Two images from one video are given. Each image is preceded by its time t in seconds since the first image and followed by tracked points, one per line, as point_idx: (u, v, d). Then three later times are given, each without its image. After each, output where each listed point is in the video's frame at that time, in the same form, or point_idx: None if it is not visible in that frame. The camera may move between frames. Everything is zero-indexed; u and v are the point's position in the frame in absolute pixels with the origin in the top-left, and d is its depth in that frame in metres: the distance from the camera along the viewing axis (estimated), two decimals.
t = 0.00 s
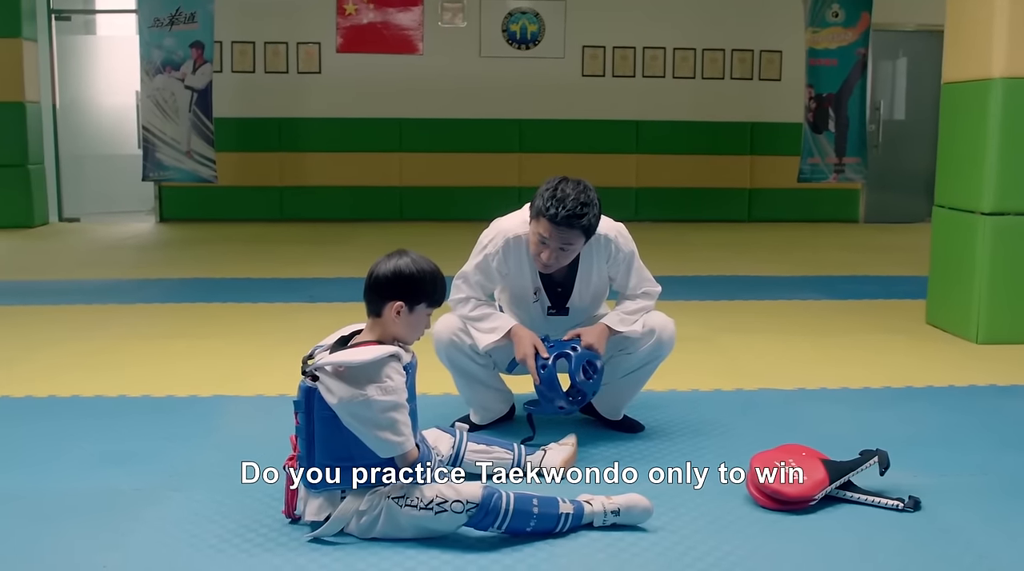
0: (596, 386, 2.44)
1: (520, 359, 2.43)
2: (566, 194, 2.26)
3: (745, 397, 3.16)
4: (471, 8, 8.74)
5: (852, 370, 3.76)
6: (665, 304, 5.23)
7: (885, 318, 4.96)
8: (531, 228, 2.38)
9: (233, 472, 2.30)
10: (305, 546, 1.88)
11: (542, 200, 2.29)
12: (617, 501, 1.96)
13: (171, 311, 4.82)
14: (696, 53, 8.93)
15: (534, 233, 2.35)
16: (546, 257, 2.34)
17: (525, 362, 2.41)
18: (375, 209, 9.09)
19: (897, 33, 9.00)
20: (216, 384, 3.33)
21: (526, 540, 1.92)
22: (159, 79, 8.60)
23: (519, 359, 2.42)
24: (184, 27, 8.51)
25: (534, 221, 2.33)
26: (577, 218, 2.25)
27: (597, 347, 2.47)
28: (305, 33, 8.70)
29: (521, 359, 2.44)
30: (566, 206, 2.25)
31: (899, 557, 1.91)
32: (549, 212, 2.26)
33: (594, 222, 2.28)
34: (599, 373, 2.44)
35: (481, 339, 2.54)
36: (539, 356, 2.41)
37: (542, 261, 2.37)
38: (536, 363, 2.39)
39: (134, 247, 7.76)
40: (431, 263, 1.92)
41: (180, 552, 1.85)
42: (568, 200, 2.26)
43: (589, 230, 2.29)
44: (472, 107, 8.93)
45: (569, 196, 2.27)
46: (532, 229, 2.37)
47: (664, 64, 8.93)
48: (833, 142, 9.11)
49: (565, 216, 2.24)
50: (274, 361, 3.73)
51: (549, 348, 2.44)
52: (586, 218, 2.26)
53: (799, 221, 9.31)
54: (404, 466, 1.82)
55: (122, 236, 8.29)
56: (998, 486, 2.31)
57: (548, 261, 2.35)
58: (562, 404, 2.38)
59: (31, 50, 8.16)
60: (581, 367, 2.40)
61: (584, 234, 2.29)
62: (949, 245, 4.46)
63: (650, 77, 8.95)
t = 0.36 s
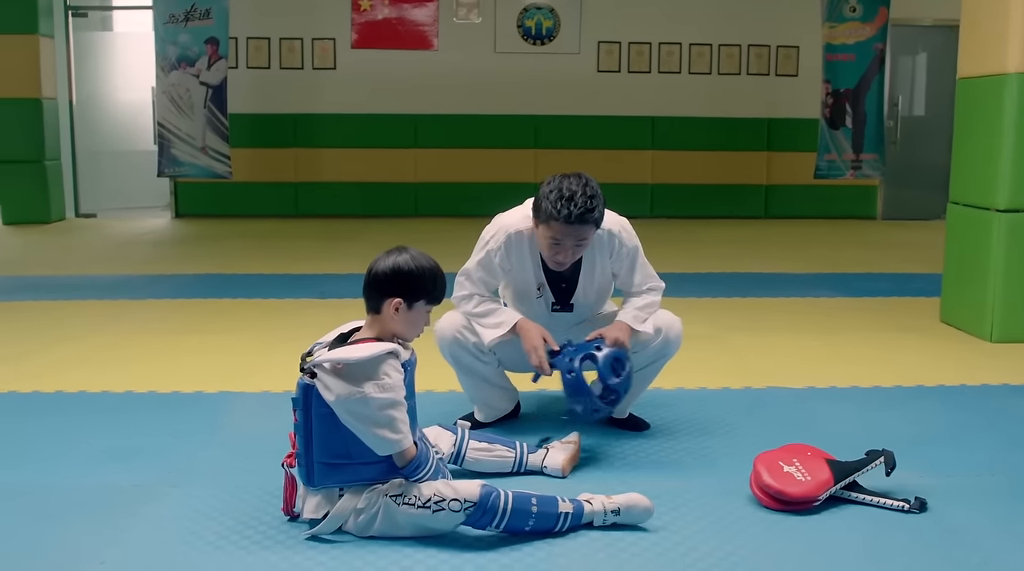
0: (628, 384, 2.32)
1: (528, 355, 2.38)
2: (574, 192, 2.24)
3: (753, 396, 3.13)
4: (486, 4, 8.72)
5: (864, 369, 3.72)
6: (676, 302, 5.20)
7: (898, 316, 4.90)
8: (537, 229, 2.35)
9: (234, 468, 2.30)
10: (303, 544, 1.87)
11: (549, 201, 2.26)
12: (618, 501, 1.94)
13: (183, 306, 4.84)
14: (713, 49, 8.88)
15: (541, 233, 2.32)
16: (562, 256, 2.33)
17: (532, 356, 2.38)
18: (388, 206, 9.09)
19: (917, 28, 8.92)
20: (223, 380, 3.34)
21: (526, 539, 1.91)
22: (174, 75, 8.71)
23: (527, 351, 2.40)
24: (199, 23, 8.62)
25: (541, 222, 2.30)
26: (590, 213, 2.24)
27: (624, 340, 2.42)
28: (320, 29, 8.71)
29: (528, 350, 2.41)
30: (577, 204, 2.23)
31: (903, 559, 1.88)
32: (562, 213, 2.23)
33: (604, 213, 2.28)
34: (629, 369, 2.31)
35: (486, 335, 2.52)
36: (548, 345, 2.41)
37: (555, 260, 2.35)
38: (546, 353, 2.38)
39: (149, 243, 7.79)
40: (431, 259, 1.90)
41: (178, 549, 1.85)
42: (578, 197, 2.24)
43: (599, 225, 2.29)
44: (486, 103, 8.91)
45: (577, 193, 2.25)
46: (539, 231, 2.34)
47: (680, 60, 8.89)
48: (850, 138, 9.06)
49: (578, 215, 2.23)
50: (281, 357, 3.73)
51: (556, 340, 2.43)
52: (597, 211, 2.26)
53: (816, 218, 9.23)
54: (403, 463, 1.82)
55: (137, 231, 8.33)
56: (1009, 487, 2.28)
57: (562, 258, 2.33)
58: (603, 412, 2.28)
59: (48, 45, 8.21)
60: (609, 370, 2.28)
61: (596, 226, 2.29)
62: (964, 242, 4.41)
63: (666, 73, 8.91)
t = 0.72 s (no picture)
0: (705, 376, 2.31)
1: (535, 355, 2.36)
2: (570, 184, 2.23)
3: (763, 399, 3.10)
4: (506, 3, 8.70)
5: (879, 372, 3.68)
6: (691, 303, 5.16)
7: (915, 318, 4.84)
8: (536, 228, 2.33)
9: (236, 468, 2.30)
10: (302, 546, 1.87)
11: (545, 198, 2.24)
12: (620, 505, 1.92)
13: (198, 305, 4.85)
14: (734, 49, 8.82)
15: (542, 231, 2.30)
16: (566, 251, 2.31)
17: (539, 354, 2.36)
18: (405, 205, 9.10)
19: (941, 27, 8.82)
20: (233, 379, 3.34)
21: (527, 543, 1.89)
22: (194, 74, 8.74)
23: (533, 349, 2.38)
24: (219, 23, 8.63)
25: (540, 221, 2.28)
26: (588, 203, 2.23)
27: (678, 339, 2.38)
28: (340, 28, 8.72)
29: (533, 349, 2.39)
30: (574, 197, 2.22)
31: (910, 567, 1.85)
32: (561, 209, 2.21)
33: (600, 202, 2.27)
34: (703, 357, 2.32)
35: (490, 335, 2.50)
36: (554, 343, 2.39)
37: (561, 255, 2.33)
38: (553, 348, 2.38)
39: (167, 241, 7.84)
40: (433, 260, 1.89)
41: (177, 549, 1.85)
42: (573, 191, 2.23)
43: (599, 212, 2.28)
44: (504, 103, 8.90)
45: (572, 186, 2.24)
46: (539, 229, 2.32)
47: (700, 60, 8.84)
48: (872, 139, 8.97)
49: (577, 207, 2.22)
50: (291, 356, 3.73)
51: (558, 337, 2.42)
52: (594, 200, 2.25)
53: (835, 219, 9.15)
54: (404, 465, 1.80)
55: (157, 230, 8.38)
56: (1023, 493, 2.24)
57: (567, 253, 2.32)
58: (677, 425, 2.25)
59: (71, 45, 8.28)
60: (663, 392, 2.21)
61: (595, 216, 2.28)
62: (983, 245, 4.35)
63: (686, 73, 8.86)
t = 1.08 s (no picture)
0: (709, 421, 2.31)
1: (528, 355, 2.37)
2: (555, 186, 2.22)
3: (764, 401, 3.08)
4: (515, 4, 8.70)
5: (883, 374, 3.65)
6: (696, 304, 5.14)
7: (921, 319, 4.81)
8: (526, 229, 2.33)
9: (232, 469, 2.30)
10: (292, 547, 1.87)
11: (532, 200, 2.23)
12: (612, 508, 1.91)
13: (202, 306, 4.86)
14: (743, 49, 8.79)
15: (531, 233, 2.30)
16: (555, 252, 2.31)
17: (534, 355, 2.36)
18: (411, 206, 9.10)
19: (953, 27, 8.76)
20: (233, 380, 3.34)
21: (517, 545, 1.89)
22: (203, 75, 8.76)
23: (528, 350, 2.37)
24: (228, 23, 8.66)
25: (528, 223, 2.28)
26: (575, 205, 2.22)
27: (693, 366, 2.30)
28: (349, 29, 8.73)
29: (528, 350, 2.39)
30: (560, 199, 2.21)
31: None
32: (547, 211, 2.21)
33: (589, 203, 2.25)
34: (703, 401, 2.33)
35: (485, 335, 2.50)
36: (548, 346, 2.38)
37: (552, 257, 2.33)
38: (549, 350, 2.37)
39: (175, 242, 7.87)
40: (424, 260, 1.89)
41: (167, 550, 1.85)
42: (559, 193, 2.22)
43: (587, 213, 2.26)
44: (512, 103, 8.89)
45: (559, 188, 2.23)
46: (528, 230, 2.32)
47: (710, 60, 8.81)
48: (883, 139, 8.94)
49: (563, 209, 2.21)
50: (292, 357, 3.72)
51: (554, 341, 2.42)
52: (581, 202, 2.23)
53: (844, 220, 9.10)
54: (394, 466, 1.79)
55: (166, 231, 8.41)
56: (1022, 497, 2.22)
57: (557, 254, 2.31)
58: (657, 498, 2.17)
59: (81, 47, 8.33)
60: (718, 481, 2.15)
61: (583, 218, 2.26)
62: (991, 246, 4.31)
63: (696, 73, 8.84)
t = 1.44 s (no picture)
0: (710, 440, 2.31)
1: (507, 346, 2.36)
2: (564, 196, 2.21)
3: (758, 400, 3.07)
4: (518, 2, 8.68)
5: (880, 373, 3.63)
6: (696, 302, 5.12)
7: (920, 318, 4.79)
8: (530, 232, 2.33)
9: (223, 467, 2.30)
10: (279, 546, 1.86)
11: (539, 207, 2.22)
12: (600, 508, 1.91)
13: (202, 304, 4.86)
14: (747, 47, 8.77)
15: (533, 237, 2.30)
16: (555, 258, 2.31)
17: (514, 345, 2.35)
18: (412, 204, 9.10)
19: (959, 25, 8.74)
20: (229, 378, 3.34)
21: (504, 544, 1.88)
22: (206, 74, 8.75)
23: (507, 341, 2.36)
24: (231, 22, 8.65)
25: (532, 228, 2.27)
26: (581, 218, 2.22)
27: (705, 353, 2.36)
28: (352, 28, 8.73)
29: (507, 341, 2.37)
30: (568, 210, 2.20)
31: None
32: (552, 221, 2.20)
33: (595, 217, 2.25)
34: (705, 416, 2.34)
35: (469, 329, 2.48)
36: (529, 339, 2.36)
37: (551, 262, 2.34)
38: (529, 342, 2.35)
39: (177, 240, 7.88)
40: (412, 259, 1.88)
41: (154, 549, 1.85)
42: (567, 204, 2.21)
43: (592, 226, 2.26)
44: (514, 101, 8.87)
45: (567, 199, 2.22)
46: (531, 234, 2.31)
47: (713, 58, 8.79)
48: (887, 137, 8.91)
49: (569, 220, 2.20)
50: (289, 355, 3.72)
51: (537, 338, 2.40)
52: (588, 216, 2.23)
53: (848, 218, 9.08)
54: (380, 465, 1.79)
55: (169, 229, 8.42)
56: (1016, 498, 2.21)
57: (556, 261, 2.32)
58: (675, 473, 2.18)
59: (85, 45, 8.33)
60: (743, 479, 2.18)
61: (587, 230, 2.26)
62: (991, 245, 4.29)
63: (699, 71, 8.82)
